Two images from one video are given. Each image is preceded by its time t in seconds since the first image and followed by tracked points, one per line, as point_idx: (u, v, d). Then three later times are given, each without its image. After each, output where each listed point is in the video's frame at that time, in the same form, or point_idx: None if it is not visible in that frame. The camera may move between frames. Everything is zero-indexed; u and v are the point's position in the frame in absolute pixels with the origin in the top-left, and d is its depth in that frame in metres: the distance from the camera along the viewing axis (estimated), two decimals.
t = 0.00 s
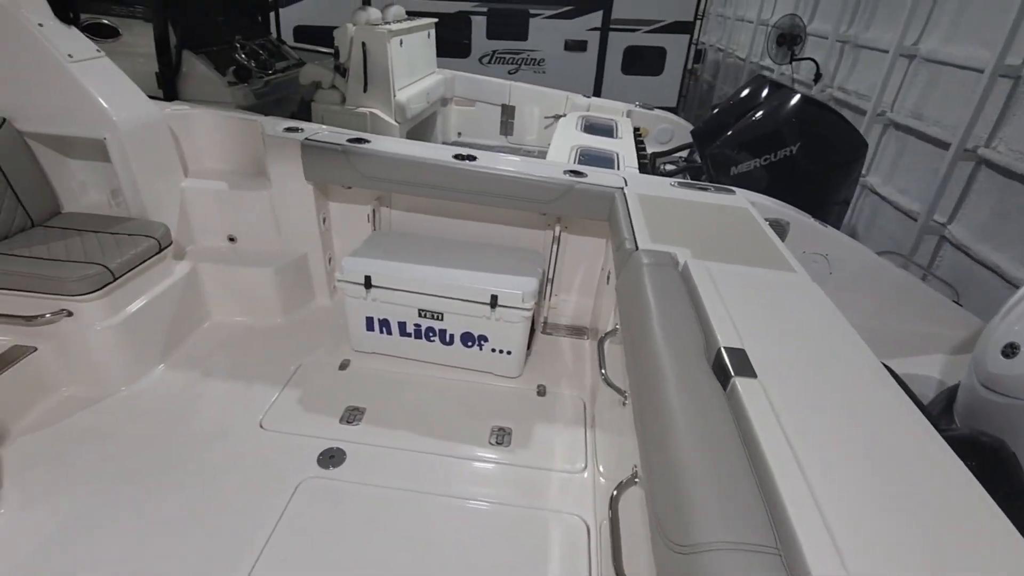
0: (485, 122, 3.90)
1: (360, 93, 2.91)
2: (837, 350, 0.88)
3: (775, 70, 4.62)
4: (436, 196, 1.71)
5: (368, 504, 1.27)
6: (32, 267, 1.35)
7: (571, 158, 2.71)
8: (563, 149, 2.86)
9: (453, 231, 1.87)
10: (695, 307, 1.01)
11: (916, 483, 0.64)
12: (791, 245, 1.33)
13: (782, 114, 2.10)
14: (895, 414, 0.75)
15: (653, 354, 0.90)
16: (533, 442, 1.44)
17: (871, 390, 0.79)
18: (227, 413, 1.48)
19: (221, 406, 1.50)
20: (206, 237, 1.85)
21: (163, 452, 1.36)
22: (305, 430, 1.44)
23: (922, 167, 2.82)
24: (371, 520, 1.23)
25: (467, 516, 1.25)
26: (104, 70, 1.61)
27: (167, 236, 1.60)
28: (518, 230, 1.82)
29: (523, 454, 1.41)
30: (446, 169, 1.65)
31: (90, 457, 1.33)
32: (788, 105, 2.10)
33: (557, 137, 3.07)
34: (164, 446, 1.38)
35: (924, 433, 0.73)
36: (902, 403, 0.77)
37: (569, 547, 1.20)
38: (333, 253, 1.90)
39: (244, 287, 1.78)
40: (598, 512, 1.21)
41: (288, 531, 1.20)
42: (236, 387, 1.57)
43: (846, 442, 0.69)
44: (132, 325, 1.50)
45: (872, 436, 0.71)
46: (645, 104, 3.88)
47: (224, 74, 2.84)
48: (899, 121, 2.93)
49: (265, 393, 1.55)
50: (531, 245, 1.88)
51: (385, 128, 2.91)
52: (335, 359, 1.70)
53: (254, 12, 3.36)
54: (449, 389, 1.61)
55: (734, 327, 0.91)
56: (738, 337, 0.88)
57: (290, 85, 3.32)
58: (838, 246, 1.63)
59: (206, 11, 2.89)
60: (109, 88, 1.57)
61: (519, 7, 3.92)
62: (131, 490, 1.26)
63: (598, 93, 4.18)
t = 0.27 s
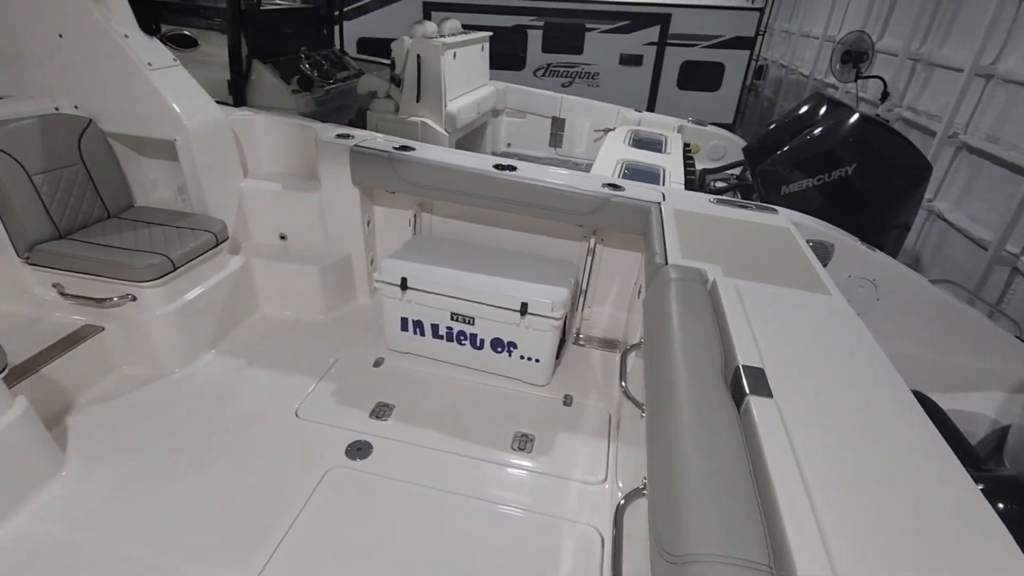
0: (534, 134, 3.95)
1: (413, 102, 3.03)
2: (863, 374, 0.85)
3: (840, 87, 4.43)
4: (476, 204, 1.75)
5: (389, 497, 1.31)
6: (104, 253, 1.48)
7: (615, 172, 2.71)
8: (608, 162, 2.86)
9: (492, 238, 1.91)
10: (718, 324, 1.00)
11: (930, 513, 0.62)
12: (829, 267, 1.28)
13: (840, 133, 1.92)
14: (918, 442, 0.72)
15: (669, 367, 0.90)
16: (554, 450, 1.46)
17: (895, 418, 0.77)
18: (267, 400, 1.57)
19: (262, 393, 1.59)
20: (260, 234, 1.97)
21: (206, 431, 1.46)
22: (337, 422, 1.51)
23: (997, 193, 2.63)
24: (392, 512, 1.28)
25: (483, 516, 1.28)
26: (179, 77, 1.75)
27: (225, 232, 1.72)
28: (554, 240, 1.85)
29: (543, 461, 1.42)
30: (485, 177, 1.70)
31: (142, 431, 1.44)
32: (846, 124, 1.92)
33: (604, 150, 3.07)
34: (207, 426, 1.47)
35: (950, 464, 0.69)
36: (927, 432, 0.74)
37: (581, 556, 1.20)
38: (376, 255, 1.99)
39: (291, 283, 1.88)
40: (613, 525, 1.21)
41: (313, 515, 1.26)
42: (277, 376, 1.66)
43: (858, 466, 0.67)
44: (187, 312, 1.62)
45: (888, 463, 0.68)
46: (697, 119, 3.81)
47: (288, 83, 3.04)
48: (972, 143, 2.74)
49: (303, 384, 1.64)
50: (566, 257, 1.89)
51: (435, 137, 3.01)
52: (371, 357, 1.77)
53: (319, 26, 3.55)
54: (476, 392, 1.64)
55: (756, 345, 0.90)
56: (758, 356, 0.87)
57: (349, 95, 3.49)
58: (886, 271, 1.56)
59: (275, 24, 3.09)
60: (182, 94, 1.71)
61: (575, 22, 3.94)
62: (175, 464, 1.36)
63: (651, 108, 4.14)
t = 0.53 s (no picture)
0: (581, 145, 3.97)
1: (462, 112, 3.12)
2: (894, 397, 0.83)
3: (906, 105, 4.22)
4: (515, 211, 1.79)
5: (415, 491, 1.35)
6: (168, 245, 1.60)
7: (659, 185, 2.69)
8: (653, 175, 2.85)
9: (530, 246, 1.94)
10: (747, 339, 0.99)
11: (949, 543, 0.60)
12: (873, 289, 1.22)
13: (901, 150, 1.84)
14: (947, 471, 0.70)
15: (693, 378, 0.90)
16: (579, 457, 1.46)
17: (925, 444, 0.74)
18: (307, 390, 1.65)
19: (303, 384, 1.67)
20: (311, 233, 2.08)
21: (250, 415, 1.55)
22: (371, 416, 1.56)
23: None
24: (417, 506, 1.31)
25: (504, 517, 1.30)
26: (244, 84, 1.88)
27: (278, 229, 1.82)
28: (591, 250, 1.86)
29: (568, 468, 1.43)
30: (525, 186, 1.73)
31: (192, 411, 1.54)
32: (908, 141, 1.83)
33: (650, 163, 3.05)
34: (251, 411, 1.56)
35: (979, 495, 0.67)
36: (958, 461, 0.72)
37: (599, 565, 1.20)
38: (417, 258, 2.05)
39: (337, 280, 1.97)
40: (634, 537, 1.20)
41: (342, 502, 1.31)
42: (318, 369, 1.74)
43: (878, 490, 0.66)
44: (238, 303, 1.72)
45: (911, 489, 0.67)
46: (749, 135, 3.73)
47: (346, 91, 3.19)
48: None
49: (342, 378, 1.71)
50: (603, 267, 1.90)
51: (482, 146, 3.08)
52: (407, 355, 1.82)
53: (380, 37, 3.69)
54: (507, 396, 1.67)
55: (783, 362, 0.89)
56: (784, 373, 0.86)
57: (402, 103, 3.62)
58: (938, 297, 1.49)
59: (337, 35, 3.27)
60: (246, 100, 1.84)
61: (629, 34, 3.92)
62: (220, 444, 1.45)
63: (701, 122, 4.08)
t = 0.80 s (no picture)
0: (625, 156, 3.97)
1: (507, 120, 3.18)
2: (933, 418, 0.81)
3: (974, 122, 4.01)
4: (554, 219, 1.81)
5: (444, 487, 1.39)
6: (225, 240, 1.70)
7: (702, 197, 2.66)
8: (696, 187, 2.82)
9: (568, 254, 1.96)
10: (782, 353, 0.98)
11: (979, 568, 0.59)
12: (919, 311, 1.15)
13: (962, 168, 1.76)
14: (985, 497, 0.68)
15: (723, 390, 0.90)
16: (607, 465, 1.46)
17: (964, 468, 0.72)
18: (346, 384, 1.72)
19: (343, 377, 1.74)
20: (357, 233, 2.17)
21: (292, 404, 1.62)
22: (405, 411, 1.61)
23: None
24: (445, 501, 1.35)
25: (530, 518, 1.32)
26: (302, 91, 1.98)
27: (326, 229, 1.90)
28: (629, 260, 1.86)
29: (595, 474, 1.44)
30: (565, 194, 1.76)
31: (240, 397, 1.63)
32: (971, 158, 1.75)
33: (695, 175, 3.02)
34: (294, 400, 1.64)
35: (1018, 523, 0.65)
36: (998, 487, 0.69)
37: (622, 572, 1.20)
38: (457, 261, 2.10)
39: (379, 280, 2.04)
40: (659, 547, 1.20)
41: (374, 492, 1.36)
42: (358, 364, 1.80)
43: (907, 509, 0.65)
44: (287, 297, 1.81)
45: (943, 512, 0.65)
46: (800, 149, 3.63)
47: (395, 98, 3.32)
48: None
49: (379, 374, 1.77)
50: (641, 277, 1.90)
51: (525, 154, 3.13)
52: (443, 356, 1.87)
53: (429, 47, 3.82)
54: (538, 400, 1.69)
55: (818, 378, 0.88)
56: (818, 389, 0.85)
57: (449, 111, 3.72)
58: (995, 321, 1.42)
59: (389, 45, 3.42)
60: (302, 106, 1.94)
61: (679, 46, 3.90)
62: (264, 429, 1.52)
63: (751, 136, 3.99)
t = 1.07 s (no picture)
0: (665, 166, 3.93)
1: (546, 129, 3.21)
2: (977, 439, 0.78)
3: None
4: (590, 226, 1.82)
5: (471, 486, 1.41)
6: (272, 238, 1.77)
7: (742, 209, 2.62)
8: (737, 199, 2.77)
9: (603, 262, 1.96)
10: (818, 368, 0.97)
11: None
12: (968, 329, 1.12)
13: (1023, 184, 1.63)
14: None
15: (756, 402, 0.89)
16: (635, 474, 1.46)
17: (1009, 493, 0.69)
18: (380, 381, 1.76)
19: (378, 375, 1.79)
20: (397, 236, 2.23)
21: (329, 399, 1.68)
22: (436, 411, 1.65)
23: None
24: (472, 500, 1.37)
25: (555, 522, 1.32)
26: (349, 97, 2.06)
27: (367, 230, 1.96)
28: (665, 270, 1.85)
29: (622, 482, 1.43)
30: (601, 202, 1.76)
31: (280, 389, 1.69)
32: None
33: (736, 187, 2.97)
34: (330, 395, 1.69)
35: None
36: None
37: None
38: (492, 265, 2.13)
39: (416, 281, 2.09)
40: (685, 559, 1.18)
41: (403, 487, 1.39)
42: (392, 362, 1.85)
43: (945, 530, 0.63)
44: (327, 295, 1.87)
45: (984, 535, 0.63)
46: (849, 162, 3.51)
47: (437, 105, 3.41)
48: None
49: (413, 373, 1.81)
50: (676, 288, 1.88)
51: (563, 162, 3.15)
52: (475, 358, 1.90)
53: (472, 55, 3.91)
54: (568, 406, 1.70)
55: (855, 395, 0.86)
56: (856, 406, 0.83)
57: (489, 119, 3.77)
58: None
59: (433, 53, 3.51)
60: (349, 111, 2.01)
61: (724, 56, 3.84)
62: (301, 421, 1.58)
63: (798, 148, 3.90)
